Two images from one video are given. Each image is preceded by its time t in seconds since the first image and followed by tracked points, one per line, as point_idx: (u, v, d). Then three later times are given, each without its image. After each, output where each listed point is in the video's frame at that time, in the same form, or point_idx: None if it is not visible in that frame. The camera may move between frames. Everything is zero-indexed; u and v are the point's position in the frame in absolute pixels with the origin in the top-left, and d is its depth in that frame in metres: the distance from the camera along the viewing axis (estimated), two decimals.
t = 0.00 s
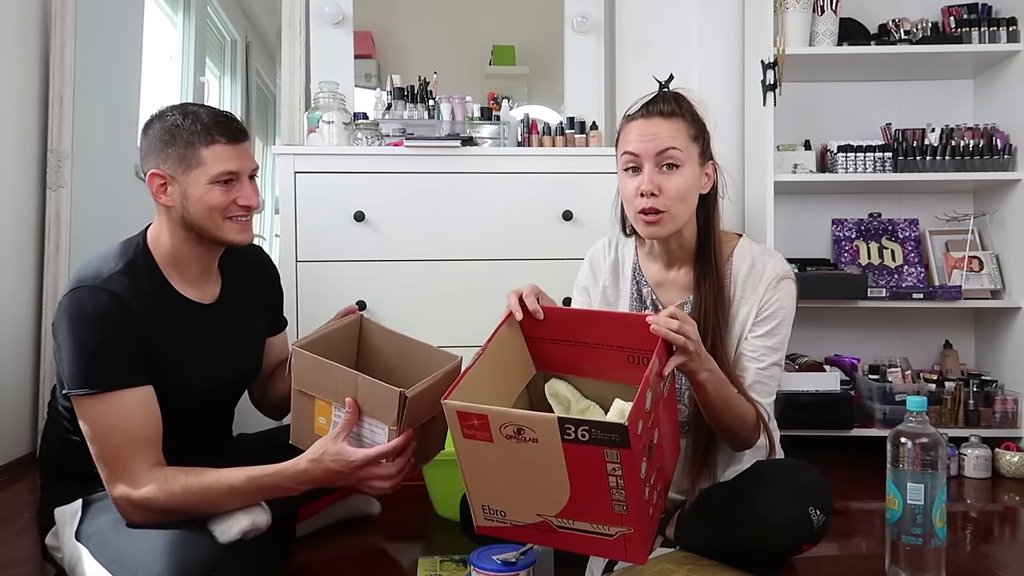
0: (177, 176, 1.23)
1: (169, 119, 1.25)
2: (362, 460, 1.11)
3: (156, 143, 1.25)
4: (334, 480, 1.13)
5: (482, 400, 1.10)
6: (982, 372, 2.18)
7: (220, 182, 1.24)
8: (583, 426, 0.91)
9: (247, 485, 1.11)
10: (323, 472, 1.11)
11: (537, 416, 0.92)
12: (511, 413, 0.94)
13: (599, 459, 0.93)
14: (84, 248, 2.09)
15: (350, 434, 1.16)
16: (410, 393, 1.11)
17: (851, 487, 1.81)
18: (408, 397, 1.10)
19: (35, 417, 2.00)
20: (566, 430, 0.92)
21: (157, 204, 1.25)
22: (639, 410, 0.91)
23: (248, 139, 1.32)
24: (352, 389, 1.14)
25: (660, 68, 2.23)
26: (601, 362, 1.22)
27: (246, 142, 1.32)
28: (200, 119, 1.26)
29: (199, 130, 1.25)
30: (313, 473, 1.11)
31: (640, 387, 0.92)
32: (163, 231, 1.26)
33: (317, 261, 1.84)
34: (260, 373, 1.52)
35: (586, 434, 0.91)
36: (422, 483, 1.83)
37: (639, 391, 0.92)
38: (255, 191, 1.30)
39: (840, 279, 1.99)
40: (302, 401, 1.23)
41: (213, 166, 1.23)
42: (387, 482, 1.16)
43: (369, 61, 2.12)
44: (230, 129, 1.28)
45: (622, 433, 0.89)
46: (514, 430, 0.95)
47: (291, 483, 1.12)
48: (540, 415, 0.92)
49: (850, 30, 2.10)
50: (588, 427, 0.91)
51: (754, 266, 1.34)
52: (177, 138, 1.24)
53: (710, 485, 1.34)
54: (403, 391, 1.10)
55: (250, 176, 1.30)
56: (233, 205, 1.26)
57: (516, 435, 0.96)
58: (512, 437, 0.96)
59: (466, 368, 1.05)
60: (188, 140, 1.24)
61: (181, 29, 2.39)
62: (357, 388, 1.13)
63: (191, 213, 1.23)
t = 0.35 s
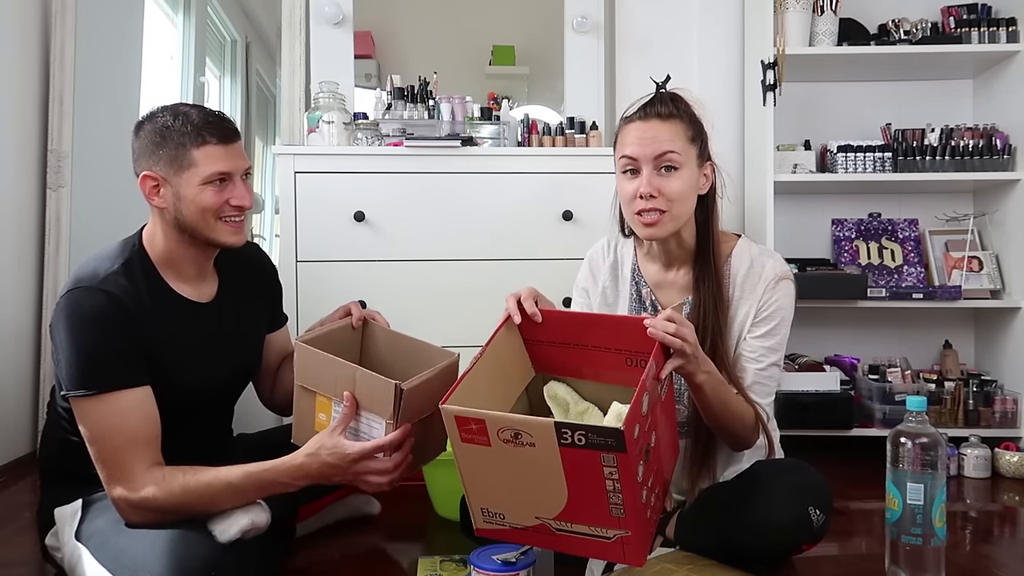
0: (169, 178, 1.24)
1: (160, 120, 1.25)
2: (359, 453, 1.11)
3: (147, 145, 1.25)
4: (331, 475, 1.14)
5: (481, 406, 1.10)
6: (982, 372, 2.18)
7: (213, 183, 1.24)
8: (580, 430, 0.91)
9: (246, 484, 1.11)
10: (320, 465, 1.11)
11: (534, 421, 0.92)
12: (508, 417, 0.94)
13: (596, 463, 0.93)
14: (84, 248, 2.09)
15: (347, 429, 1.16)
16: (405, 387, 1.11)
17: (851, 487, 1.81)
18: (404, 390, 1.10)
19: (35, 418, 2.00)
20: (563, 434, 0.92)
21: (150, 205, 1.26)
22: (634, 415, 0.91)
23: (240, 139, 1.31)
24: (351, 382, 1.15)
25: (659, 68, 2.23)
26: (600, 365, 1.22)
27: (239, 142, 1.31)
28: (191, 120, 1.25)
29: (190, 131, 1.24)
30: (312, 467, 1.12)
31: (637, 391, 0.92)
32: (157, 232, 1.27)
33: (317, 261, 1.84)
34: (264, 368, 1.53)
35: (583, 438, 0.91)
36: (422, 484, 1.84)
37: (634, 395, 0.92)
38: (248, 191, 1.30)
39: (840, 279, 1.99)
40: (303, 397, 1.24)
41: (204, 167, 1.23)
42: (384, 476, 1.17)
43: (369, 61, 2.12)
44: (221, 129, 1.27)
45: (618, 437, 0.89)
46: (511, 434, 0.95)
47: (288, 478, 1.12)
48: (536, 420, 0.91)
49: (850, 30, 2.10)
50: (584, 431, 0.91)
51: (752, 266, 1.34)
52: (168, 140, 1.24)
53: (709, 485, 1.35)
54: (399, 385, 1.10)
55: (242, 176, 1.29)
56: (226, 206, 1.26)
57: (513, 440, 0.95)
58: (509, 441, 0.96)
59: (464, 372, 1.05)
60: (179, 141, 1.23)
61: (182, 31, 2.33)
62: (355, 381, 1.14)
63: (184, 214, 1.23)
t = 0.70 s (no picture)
0: (176, 178, 1.24)
1: (167, 121, 1.26)
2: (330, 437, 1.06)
3: (154, 145, 1.25)
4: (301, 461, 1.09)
5: (481, 406, 1.10)
6: (982, 372, 2.18)
7: (220, 183, 1.25)
8: (578, 430, 0.91)
9: (222, 472, 1.08)
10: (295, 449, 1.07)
11: (533, 421, 0.92)
12: (507, 418, 0.93)
13: (594, 463, 0.93)
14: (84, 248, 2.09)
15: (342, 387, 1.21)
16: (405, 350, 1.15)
17: (851, 487, 1.81)
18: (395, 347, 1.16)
19: (35, 418, 2.00)
20: (561, 434, 0.92)
21: (156, 207, 1.25)
22: (633, 414, 0.91)
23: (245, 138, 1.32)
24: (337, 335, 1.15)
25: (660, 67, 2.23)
26: (600, 365, 1.22)
27: (245, 143, 1.32)
28: (198, 120, 1.26)
29: (197, 132, 1.25)
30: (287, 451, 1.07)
31: (635, 390, 0.92)
32: (163, 232, 1.27)
33: (317, 261, 1.84)
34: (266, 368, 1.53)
35: (581, 437, 0.91)
36: (422, 484, 1.84)
37: (633, 395, 0.92)
38: (254, 191, 1.30)
39: (840, 279, 1.99)
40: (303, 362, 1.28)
41: (211, 167, 1.24)
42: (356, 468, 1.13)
43: (369, 61, 2.12)
44: (227, 129, 1.28)
45: (616, 436, 0.89)
46: (511, 434, 0.95)
47: (259, 460, 1.08)
48: (535, 420, 0.91)
49: (850, 30, 2.10)
50: (582, 431, 0.90)
51: (752, 266, 1.33)
52: (175, 141, 1.24)
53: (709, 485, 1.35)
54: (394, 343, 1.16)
55: (248, 175, 1.30)
56: (233, 205, 1.26)
57: (512, 439, 0.95)
58: (508, 441, 0.96)
59: (465, 373, 1.05)
60: (186, 142, 1.24)
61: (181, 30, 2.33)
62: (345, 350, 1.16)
63: (191, 215, 1.23)
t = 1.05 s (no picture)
0: (185, 179, 1.24)
1: (176, 122, 1.26)
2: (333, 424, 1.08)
3: (163, 146, 1.25)
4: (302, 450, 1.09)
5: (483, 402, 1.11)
6: (982, 372, 2.18)
7: (228, 183, 1.25)
8: (578, 423, 0.91)
9: (217, 465, 1.07)
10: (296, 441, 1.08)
11: (533, 414, 0.92)
12: (508, 412, 0.94)
13: (594, 455, 0.93)
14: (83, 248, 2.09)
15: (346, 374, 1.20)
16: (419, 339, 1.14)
17: (851, 487, 1.81)
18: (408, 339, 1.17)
19: (35, 418, 2.00)
20: (561, 427, 0.92)
21: (164, 207, 1.26)
22: (632, 407, 0.91)
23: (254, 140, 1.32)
24: (348, 328, 1.14)
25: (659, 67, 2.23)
26: (601, 363, 1.22)
27: (253, 144, 1.32)
28: (207, 121, 1.26)
29: (206, 133, 1.25)
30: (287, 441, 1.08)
31: (634, 383, 0.92)
32: (169, 233, 1.27)
33: (317, 261, 1.84)
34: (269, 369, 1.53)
35: (581, 430, 0.91)
36: (422, 484, 1.83)
37: (632, 388, 0.92)
38: (263, 191, 1.30)
39: (840, 279, 1.99)
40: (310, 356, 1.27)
41: (221, 167, 1.24)
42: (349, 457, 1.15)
43: (369, 61, 2.12)
44: (237, 131, 1.28)
45: (616, 429, 0.89)
46: (511, 428, 0.95)
47: (255, 451, 1.08)
48: (536, 413, 0.92)
49: (850, 30, 2.10)
50: (582, 424, 0.91)
51: (754, 263, 1.33)
52: (185, 141, 1.24)
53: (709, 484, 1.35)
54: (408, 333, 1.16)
55: (257, 176, 1.30)
56: (243, 207, 1.26)
57: (513, 434, 0.96)
58: (508, 436, 0.96)
59: (466, 369, 1.06)
60: (196, 142, 1.24)
61: (182, 29, 2.78)
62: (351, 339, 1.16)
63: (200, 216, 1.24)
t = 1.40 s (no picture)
0: (195, 181, 1.24)
1: (191, 123, 1.26)
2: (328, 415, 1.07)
3: (176, 146, 1.25)
4: (299, 446, 1.08)
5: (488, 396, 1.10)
6: (983, 372, 2.18)
7: (239, 188, 1.25)
8: (582, 411, 0.91)
9: (216, 463, 1.07)
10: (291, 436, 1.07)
11: (538, 404, 0.93)
12: (513, 402, 0.94)
13: (599, 443, 0.93)
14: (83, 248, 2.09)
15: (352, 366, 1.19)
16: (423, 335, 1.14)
17: (851, 487, 1.81)
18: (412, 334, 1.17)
19: (35, 418, 1.99)
20: (566, 416, 0.92)
21: (172, 206, 1.25)
22: (636, 395, 0.91)
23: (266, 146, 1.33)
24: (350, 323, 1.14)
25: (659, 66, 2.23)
26: (605, 359, 1.22)
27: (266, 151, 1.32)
28: (222, 125, 1.26)
29: (221, 137, 1.25)
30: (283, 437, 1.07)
31: (637, 372, 0.92)
32: (175, 233, 1.26)
33: (316, 261, 1.84)
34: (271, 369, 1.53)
35: (585, 418, 0.91)
36: (422, 484, 1.83)
37: (635, 376, 0.92)
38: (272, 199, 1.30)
39: (841, 279, 1.98)
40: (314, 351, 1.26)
41: (233, 172, 1.24)
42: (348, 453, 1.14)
43: (369, 61, 2.12)
44: (251, 137, 1.29)
45: (620, 416, 0.89)
46: (516, 419, 0.96)
47: (253, 449, 1.06)
48: (540, 402, 0.92)
49: (850, 29, 2.10)
50: (586, 411, 0.91)
51: (756, 259, 1.33)
52: (198, 143, 1.24)
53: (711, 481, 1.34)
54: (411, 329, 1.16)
55: (267, 183, 1.30)
56: (251, 213, 1.26)
57: (518, 424, 0.96)
58: (514, 427, 0.96)
59: (471, 364, 1.06)
60: (210, 145, 1.24)
61: (181, 29, 2.78)
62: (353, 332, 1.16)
63: (208, 219, 1.23)
